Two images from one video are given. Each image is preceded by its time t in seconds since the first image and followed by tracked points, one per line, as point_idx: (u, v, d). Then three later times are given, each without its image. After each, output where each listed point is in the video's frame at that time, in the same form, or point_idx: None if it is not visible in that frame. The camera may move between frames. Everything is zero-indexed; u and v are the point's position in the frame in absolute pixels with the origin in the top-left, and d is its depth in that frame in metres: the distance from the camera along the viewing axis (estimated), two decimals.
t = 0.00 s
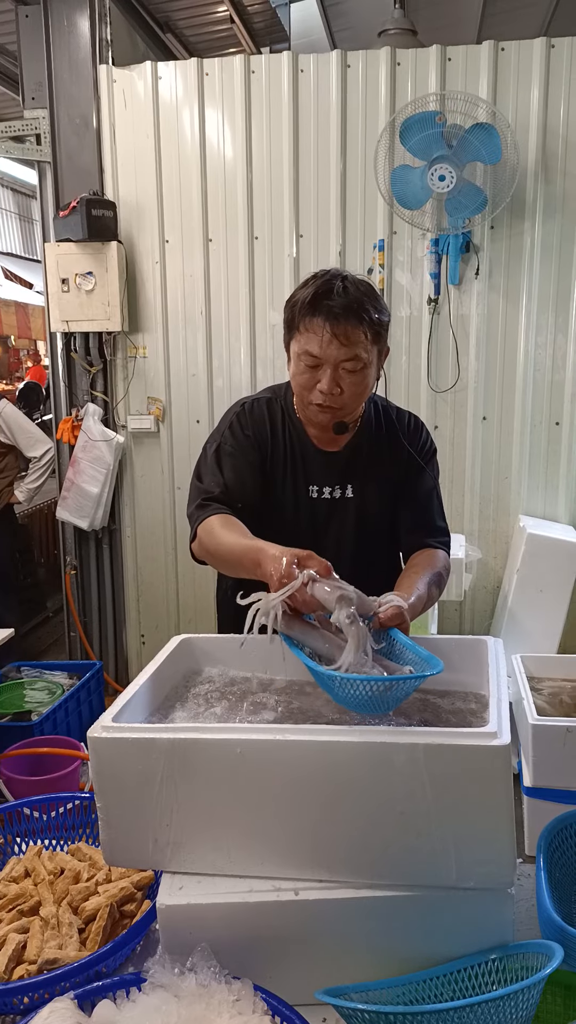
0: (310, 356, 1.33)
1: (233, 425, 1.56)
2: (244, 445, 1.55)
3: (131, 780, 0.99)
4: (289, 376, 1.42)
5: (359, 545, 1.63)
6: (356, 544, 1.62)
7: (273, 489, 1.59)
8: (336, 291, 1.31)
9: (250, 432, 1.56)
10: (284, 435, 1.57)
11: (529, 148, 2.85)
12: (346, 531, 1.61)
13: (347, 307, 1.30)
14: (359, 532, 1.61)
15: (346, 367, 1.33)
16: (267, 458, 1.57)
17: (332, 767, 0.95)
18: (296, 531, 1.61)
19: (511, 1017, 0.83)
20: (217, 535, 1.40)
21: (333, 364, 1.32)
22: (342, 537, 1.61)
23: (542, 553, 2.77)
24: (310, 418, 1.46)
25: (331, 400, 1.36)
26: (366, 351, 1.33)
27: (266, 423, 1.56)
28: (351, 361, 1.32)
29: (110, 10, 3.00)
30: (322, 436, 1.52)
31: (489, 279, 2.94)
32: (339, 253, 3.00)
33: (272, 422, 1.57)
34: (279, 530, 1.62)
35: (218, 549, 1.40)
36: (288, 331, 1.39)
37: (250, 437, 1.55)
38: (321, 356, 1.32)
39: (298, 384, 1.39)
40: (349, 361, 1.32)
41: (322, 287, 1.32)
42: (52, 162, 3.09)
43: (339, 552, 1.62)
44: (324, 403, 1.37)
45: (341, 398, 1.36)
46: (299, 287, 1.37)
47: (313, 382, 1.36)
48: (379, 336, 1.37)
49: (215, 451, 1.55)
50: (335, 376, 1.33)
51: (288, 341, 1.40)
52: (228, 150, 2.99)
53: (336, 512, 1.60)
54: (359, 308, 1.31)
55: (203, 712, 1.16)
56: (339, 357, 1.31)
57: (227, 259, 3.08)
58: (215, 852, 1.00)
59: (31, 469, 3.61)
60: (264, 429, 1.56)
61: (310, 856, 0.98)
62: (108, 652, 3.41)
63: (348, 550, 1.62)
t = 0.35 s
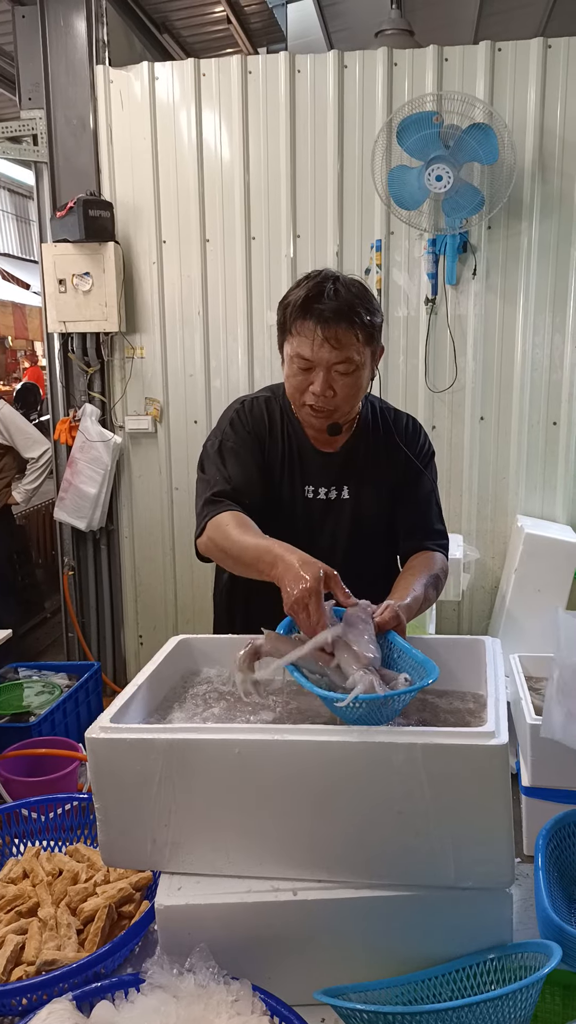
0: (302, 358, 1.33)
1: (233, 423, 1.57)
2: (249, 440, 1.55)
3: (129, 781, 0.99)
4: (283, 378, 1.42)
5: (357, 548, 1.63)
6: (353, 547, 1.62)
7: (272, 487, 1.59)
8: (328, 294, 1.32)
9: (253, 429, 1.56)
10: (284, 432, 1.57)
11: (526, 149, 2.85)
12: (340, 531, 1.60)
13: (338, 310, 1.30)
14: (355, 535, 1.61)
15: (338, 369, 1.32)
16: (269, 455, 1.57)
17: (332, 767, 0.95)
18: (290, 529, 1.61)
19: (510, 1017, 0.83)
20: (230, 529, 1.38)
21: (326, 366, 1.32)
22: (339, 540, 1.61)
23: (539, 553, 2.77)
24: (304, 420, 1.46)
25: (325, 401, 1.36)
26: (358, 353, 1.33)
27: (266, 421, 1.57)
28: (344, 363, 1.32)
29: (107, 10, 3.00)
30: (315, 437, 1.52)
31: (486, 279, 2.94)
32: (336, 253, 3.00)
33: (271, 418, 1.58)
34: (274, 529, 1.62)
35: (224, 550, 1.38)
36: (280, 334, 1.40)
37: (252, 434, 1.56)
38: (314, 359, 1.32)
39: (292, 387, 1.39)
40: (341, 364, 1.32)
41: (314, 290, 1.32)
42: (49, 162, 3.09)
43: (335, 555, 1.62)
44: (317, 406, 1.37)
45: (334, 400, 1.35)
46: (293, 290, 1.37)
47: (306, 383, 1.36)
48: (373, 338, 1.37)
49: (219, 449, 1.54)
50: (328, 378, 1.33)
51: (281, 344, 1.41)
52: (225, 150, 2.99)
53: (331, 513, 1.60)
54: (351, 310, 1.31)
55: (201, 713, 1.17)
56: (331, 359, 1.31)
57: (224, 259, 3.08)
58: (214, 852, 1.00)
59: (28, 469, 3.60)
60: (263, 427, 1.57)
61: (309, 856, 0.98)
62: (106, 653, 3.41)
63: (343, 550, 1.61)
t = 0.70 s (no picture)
0: (305, 365, 1.33)
1: (219, 430, 1.56)
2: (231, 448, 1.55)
3: (128, 781, 0.99)
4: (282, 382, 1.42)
5: (353, 550, 1.62)
6: (349, 549, 1.61)
7: (260, 491, 1.58)
8: (331, 300, 1.31)
9: (236, 435, 1.56)
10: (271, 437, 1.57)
11: (525, 148, 2.85)
12: (337, 531, 1.59)
13: (342, 317, 1.30)
14: (351, 537, 1.61)
15: (341, 376, 1.33)
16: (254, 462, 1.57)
17: (331, 767, 0.95)
18: (285, 530, 1.60)
19: (509, 1016, 0.83)
20: (202, 543, 1.40)
21: (330, 374, 1.33)
22: (334, 542, 1.60)
23: (539, 553, 2.77)
24: (302, 424, 1.47)
25: (328, 408, 1.36)
26: (361, 360, 1.33)
27: (253, 426, 1.56)
28: (347, 370, 1.33)
29: (106, 10, 2.99)
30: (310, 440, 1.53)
31: (485, 279, 2.95)
32: (335, 253, 3.00)
33: (257, 424, 1.57)
34: (268, 530, 1.61)
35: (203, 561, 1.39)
36: (279, 338, 1.39)
37: (235, 440, 1.55)
38: (317, 366, 1.32)
39: (293, 392, 1.39)
40: (344, 371, 1.32)
41: (317, 295, 1.31)
42: (48, 162, 3.09)
43: (331, 558, 1.61)
44: (319, 412, 1.38)
45: (337, 407, 1.36)
46: (293, 293, 1.36)
47: (308, 390, 1.36)
48: (374, 343, 1.37)
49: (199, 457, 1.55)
50: (331, 385, 1.34)
51: (280, 348, 1.40)
52: (225, 150, 2.99)
53: (326, 516, 1.59)
54: (354, 317, 1.31)
55: (200, 712, 1.17)
56: (335, 367, 1.32)
57: (224, 258, 3.08)
58: (214, 852, 1.00)
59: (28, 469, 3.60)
60: (251, 433, 1.56)
61: (309, 856, 0.98)
62: (106, 652, 3.41)
63: (339, 551, 1.61)
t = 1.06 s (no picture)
0: (292, 370, 1.32)
1: (205, 435, 1.54)
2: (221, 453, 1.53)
3: (128, 781, 0.99)
4: (267, 389, 1.41)
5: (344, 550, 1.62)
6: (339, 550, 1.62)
7: (255, 491, 1.57)
8: (314, 304, 1.31)
9: (225, 439, 1.53)
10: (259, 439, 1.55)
11: (525, 148, 2.85)
12: (326, 530, 1.59)
13: (327, 319, 1.30)
14: (340, 537, 1.61)
15: (329, 379, 1.33)
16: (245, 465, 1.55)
17: (331, 767, 0.95)
18: (275, 532, 1.59)
19: (509, 1016, 0.84)
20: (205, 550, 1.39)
21: (317, 377, 1.32)
22: (324, 542, 1.60)
23: (539, 553, 2.77)
24: (289, 428, 1.45)
25: (317, 412, 1.36)
26: (346, 362, 1.34)
27: (240, 430, 1.54)
28: (334, 373, 1.32)
29: (107, 10, 2.99)
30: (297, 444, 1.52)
31: (485, 279, 2.95)
32: (336, 254, 3.00)
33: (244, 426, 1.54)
34: (257, 531, 1.60)
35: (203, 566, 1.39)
36: (262, 346, 1.38)
37: (223, 445, 1.53)
38: (304, 370, 1.32)
39: (279, 398, 1.38)
40: (331, 373, 1.32)
41: (299, 301, 1.31)
42: (48, 162, 3.09)
43: (321, 558, 1.61)
44: (308, 416, 1.37)
45: (326, 410, 1.36)
46: (273, 300, 1.35)
47: (296, 395, 1.35)
48: (357, 344, 1.38)
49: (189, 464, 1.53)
50: (319, 389, 1.33)
51: (262, 355, 1.39)
52: (225, 150, 2.99)
53: (314, 518, 1.58)
54: (338, 319, 1.31)
55: (200, 712, 1.17)
56: (322, 370, 1.31)
57: (224, 258, 3.08)
58: (214, 852, 1.00)
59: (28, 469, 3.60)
60: (238, 436, 1.54)
61: (309, 856, 0.98)
62: (106, 652, 3.41)
63: (329, 552, 1.61)
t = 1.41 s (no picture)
0: (263, 357, 1.32)
1: (177, 446, 1.49)
2: (194, 466, 1.49)
3: (128, 781, 0.99)
4: (242, 380, 1.40)
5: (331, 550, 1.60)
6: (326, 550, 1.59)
7: (227, 507, 1.54)
8: (286, 292, 1.31)
9: (197, 452, 1.50)
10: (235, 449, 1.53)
11: (526, 148, 2.85)
12: (314, 531, 1.57)
13: (299, 307, 1.30)
14: (327, 537, 1.59)
15: (301, 368, 1.32)
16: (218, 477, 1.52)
17: (331, 767, 0.94)
18: (259, 536, 1.55)
19: (510, 1016, 0.83)
20: (163, 577, 1.34)
21: (288, 366, 1.32)
22: (311, 543, 1.58)
23: (539, 552, 2.77)
24: (264, 422, 1.44)
25: (289, 403, 1.35)
26: (319, 351, 1.33)
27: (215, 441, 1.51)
28: (306, 362, 1.32)
29: (106, 10, 2.99)
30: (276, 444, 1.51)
31: (486, 278, 2.95)
32: (336, 253, 3.00)
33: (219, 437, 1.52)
34: (237, 538, 1.56)
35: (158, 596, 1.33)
36: (237, 336, 1.37)
37: (195, 458, 1.49)
38: (277, 359, 1.31)
39: (254, 389, 1.37)
40: (303, 363, 1.32)
41: (271, 288, 1.31)
42: (48, 162, 3.09)
43: (308, 560, 1.58)
44: (282, 407, 1.36)
45: (299, 401, 1.35)
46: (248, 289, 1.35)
47: (269, 385, 1.35)
48: (332, 334, 1.37)
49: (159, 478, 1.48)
50: (291, 378, 1.32)
51: (238, 346, 1.38)
52: (225, 150, 2.99)
53: (300, 519, 1.56)
54: (311, 307, 1.31)
55: (200, 711, 1.17)
56: (294, 359, 1.31)
57: (224, 258, 3.08)
58: (214, 851, 1.00)
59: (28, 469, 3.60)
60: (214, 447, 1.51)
61: (309, 856, 0.98)
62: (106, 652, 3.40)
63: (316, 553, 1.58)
